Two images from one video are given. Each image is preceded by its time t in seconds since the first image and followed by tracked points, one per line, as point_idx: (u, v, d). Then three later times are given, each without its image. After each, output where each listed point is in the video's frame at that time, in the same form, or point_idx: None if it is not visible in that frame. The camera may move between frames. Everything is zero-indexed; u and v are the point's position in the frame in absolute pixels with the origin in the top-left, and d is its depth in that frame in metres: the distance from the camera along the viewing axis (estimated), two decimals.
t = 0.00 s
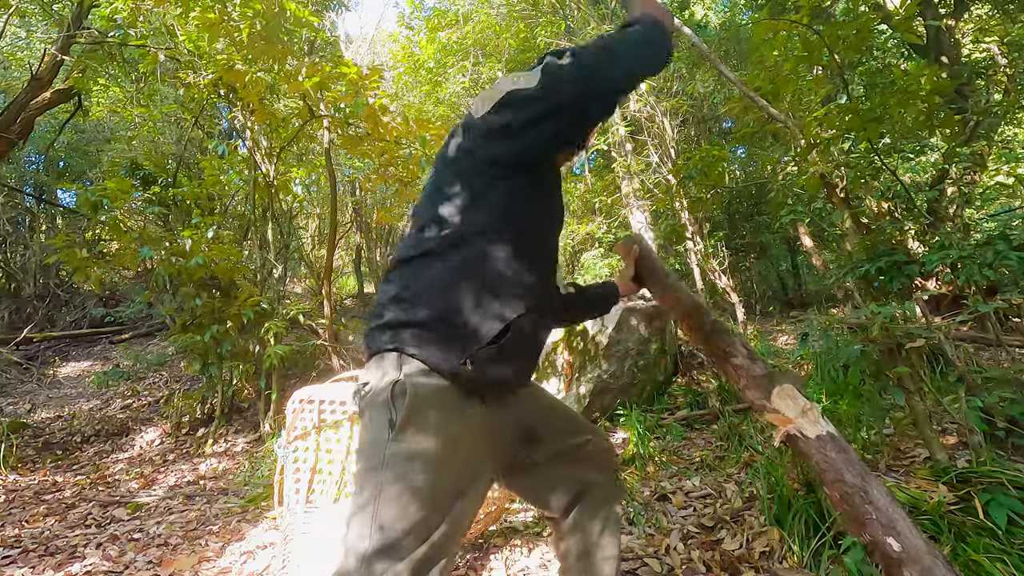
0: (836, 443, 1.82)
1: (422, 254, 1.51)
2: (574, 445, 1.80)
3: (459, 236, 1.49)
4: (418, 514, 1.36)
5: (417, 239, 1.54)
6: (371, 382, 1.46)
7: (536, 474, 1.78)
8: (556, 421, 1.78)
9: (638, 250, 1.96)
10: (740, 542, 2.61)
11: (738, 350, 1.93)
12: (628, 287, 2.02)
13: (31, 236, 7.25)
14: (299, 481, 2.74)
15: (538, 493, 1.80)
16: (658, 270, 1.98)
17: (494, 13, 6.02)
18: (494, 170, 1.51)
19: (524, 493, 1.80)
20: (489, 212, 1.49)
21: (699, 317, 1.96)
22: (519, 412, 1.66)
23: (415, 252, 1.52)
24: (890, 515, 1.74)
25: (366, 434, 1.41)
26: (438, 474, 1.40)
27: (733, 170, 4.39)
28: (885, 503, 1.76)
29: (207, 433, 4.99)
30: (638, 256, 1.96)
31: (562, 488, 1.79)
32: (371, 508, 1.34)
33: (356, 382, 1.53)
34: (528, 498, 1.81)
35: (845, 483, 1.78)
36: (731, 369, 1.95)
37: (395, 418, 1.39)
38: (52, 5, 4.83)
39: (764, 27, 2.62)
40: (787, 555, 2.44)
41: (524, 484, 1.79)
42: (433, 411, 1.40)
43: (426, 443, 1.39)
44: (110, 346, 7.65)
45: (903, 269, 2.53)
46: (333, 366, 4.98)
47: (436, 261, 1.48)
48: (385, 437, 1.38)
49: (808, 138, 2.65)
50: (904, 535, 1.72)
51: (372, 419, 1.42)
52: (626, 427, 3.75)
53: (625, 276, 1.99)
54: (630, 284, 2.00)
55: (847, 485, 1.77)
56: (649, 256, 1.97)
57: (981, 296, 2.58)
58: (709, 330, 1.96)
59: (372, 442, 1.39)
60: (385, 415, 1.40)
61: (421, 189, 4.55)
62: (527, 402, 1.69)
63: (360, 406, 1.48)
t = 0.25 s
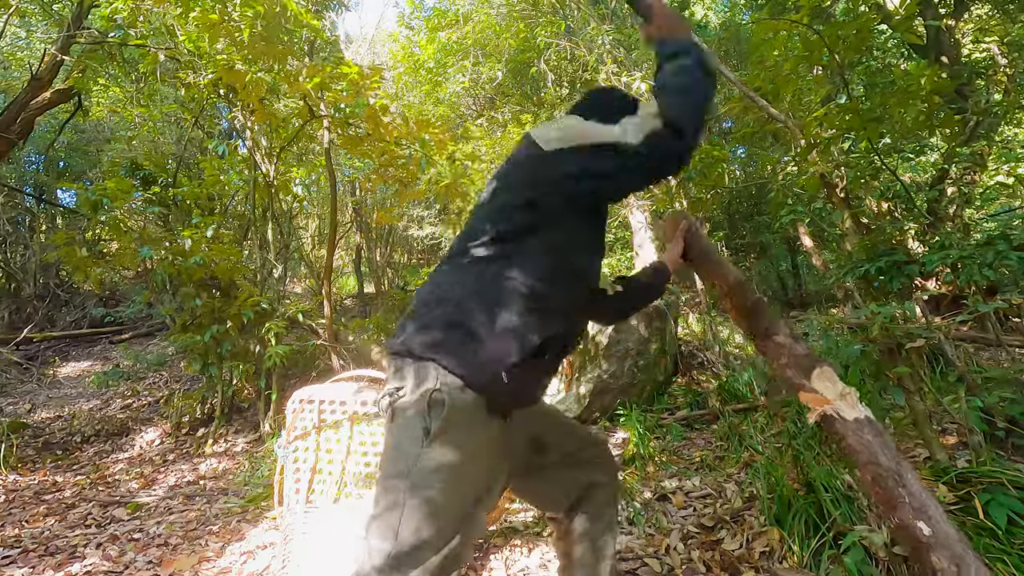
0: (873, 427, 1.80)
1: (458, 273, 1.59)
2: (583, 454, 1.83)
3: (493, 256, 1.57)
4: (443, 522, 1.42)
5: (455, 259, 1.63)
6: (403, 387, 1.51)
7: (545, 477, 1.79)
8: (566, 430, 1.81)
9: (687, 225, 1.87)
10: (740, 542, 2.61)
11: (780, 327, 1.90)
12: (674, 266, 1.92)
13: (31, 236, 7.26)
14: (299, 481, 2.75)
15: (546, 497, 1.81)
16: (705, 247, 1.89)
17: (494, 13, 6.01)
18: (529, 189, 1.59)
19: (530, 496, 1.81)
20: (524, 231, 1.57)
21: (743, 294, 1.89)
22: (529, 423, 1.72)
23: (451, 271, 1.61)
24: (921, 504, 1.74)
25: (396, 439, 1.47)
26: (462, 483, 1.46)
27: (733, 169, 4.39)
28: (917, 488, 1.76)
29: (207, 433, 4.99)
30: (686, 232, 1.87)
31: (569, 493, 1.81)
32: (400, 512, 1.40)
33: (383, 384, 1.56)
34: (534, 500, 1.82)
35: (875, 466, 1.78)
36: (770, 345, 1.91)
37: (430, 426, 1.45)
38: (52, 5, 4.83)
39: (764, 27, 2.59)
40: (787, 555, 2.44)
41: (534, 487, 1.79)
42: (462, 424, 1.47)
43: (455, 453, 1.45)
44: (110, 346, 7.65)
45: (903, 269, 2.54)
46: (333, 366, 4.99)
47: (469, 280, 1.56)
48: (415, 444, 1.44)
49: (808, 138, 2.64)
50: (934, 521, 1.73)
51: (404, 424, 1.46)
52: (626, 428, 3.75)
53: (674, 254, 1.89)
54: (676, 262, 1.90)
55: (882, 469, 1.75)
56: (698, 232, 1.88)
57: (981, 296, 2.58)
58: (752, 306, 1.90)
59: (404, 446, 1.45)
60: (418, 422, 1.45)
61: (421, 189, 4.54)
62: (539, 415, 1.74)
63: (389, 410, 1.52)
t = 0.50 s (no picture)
0: (912, 415, 1.76)
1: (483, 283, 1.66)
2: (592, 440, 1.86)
3: (524, 256, 1.64)
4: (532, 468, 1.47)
5: (474, 265, 1.70)
6: (448, 358, 1.57)
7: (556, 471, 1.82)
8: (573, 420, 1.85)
9: (728, 194, 2.10)
10: (740, 542, 2.61)
11: (818, 305, 1.97)
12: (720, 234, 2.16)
13: (31, 236, 7.27)
14: (299, 481, 2.76)
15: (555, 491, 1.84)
16: (745, 215, 2.07)
17: (494, 13, 6.01)
18: (555, 209, 1.66)
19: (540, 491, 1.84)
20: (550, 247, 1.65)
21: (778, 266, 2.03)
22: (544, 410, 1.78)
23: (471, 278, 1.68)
24: (954, 495, 1.70)
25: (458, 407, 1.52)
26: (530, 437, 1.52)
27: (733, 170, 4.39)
28: (954, 482, 1.71)
29: (207, 433, 4.99)
30: (724, 203, 2.10)
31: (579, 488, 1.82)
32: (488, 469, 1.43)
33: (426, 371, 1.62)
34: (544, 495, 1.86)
35: (912, 458, 1.75)
36: (806, 323, 2.00)
37: (492, 384, 1.52)
38: (51, 5, 4.83)
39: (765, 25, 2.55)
40: (787, 555, 2.44)
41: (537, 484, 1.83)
42: (515, 384, 1.56)
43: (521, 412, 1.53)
44: (110, 346, 7.64)
45: (904, 269, 2.56)
46: (333, 366, 4.98)
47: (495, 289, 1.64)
48: (489, 404, 1.50)
49: (808, 138, 2.64)
50: (969, 516, 1.68)
51: (465, 390, 1.52)
52: (626, 428, 3.76)
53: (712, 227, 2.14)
54: (719, 230, 2.14)
55: (915, 458, 1.74)
56: (738, 201, 2.08)
57: (981, 296, 2.58)
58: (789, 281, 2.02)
59: (473, 405, 1.50)
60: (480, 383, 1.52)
61: (421, 189, 4.54)
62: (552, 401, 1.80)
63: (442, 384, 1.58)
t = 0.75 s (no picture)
0: (927, 414, 1.87)
1: (499, 260, 1.71)
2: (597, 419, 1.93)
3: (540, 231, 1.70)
4: (611, 423, 1.55)
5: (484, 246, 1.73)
6: (490, 337, 1.62)
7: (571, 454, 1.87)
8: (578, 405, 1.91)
9: (750, 192, 2.10)
10: (740, 542, 2.61)
11: (837, 304, 2.04)
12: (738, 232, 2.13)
13: (31, 236, 7.27)
14: (299, 481, 2.76)
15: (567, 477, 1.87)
16: (768, 214, 2.10)
17: (494, 13, 6.01)
18: (558, 184, 1.71)
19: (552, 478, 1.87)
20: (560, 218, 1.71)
21: (796, 264, 2.10)
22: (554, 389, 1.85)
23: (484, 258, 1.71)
24: (965, 491, 1.79)
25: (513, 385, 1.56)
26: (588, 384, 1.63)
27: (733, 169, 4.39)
28: (966, 480, 1.81)
29: (207, 433, 4.99)
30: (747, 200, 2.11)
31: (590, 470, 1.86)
32: (565, 435, 1.51)
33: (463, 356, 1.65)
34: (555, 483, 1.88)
35: (927, 458, 1.85)
36: (826, 322, 2.04)
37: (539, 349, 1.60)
38: (52, 5, 4.83)
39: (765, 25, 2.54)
40: (787, 555, 2.45)
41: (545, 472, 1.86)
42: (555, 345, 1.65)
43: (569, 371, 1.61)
44: (110, 346, 7.65)
45: (903, 269, 2.55)
46: (333, 366, 4.98)
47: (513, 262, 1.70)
48: (546, 372, 1.57)
49: (808, 138, 2.63)
50: (979, 513, 1.78)
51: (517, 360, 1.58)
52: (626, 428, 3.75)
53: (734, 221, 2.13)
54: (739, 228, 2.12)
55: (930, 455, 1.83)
56: (760, 199, 2.11)
57: (981, 296, 2.58)
58: (806, 280, 2.08)
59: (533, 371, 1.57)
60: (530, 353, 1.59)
61: (420, 189, 4.54)
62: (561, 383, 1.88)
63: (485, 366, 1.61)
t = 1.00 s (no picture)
0: (938, 410, 1.75)
1: (511, 259, 1.57)
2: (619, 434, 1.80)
3: (554, 226, 1.54)
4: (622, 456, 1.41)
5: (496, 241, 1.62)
6: (501, 350, 1.49)
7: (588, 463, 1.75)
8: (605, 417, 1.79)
9: (766, 188, 2.33)
10: (740, 542, 2.61)
11: (850, 301, 2.11)
12: (756, 229, 2.37)
13: (32, 236, 7.30)
14: (299, 481, 2.77)
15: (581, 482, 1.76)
16: (785, 209, 2.27)
17: (494, 13, 6.01)
18: (578, 168, 1.52)
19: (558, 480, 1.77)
20: (579, 217, 1.53)
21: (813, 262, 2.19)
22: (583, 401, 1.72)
23: (495, 256, 1.60)
24: (976, 491, 1.70)
25: (517, 410, 1.44)
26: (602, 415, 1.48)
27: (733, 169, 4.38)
28: (977, 478, 1.73)
29: (207, 433, 5.00)
30: (763, 195, 2.33)
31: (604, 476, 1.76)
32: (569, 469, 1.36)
33: (472, 366, 1.53)
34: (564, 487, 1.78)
35: (937, 452, 1.77)
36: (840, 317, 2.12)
37: (554, 373, 1.46)
38: (51, 5, 4.83)
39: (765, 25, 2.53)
40: (787, 555, 2.45)
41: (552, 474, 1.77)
42: (573, 366, 1.50)
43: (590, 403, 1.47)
44: (110, 346, 7.65)
45: (903, 269, 2.55)
46: (333, 366, 4.99)
47: (525, 268, 1.55)
48: (558, 403, 1.44)
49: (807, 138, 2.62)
50: (989, 512, 1.69)
51: (528, 381, 1.45)
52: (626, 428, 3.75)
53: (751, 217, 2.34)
54: (755, 222, 2.35)
55: (938, 452, 1.76)
56: (777, 198, 2.29)
57: (980, 296, 2.58)
58: (822, 276, 2.18)
59: (541, 396, 1.44)
60: (543, 374, 1.45)
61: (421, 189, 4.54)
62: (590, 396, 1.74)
63: (490, 384, 1.49)
